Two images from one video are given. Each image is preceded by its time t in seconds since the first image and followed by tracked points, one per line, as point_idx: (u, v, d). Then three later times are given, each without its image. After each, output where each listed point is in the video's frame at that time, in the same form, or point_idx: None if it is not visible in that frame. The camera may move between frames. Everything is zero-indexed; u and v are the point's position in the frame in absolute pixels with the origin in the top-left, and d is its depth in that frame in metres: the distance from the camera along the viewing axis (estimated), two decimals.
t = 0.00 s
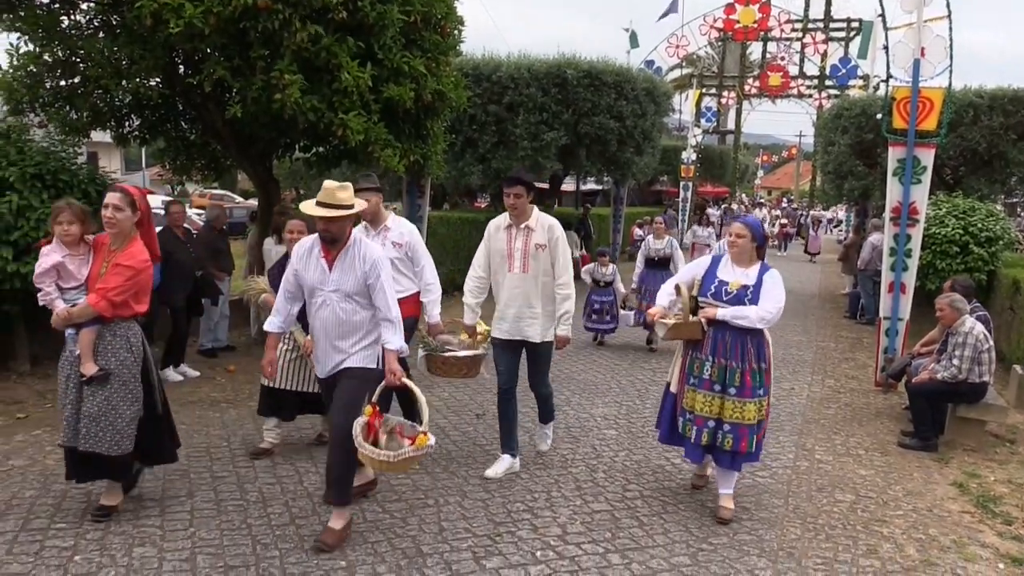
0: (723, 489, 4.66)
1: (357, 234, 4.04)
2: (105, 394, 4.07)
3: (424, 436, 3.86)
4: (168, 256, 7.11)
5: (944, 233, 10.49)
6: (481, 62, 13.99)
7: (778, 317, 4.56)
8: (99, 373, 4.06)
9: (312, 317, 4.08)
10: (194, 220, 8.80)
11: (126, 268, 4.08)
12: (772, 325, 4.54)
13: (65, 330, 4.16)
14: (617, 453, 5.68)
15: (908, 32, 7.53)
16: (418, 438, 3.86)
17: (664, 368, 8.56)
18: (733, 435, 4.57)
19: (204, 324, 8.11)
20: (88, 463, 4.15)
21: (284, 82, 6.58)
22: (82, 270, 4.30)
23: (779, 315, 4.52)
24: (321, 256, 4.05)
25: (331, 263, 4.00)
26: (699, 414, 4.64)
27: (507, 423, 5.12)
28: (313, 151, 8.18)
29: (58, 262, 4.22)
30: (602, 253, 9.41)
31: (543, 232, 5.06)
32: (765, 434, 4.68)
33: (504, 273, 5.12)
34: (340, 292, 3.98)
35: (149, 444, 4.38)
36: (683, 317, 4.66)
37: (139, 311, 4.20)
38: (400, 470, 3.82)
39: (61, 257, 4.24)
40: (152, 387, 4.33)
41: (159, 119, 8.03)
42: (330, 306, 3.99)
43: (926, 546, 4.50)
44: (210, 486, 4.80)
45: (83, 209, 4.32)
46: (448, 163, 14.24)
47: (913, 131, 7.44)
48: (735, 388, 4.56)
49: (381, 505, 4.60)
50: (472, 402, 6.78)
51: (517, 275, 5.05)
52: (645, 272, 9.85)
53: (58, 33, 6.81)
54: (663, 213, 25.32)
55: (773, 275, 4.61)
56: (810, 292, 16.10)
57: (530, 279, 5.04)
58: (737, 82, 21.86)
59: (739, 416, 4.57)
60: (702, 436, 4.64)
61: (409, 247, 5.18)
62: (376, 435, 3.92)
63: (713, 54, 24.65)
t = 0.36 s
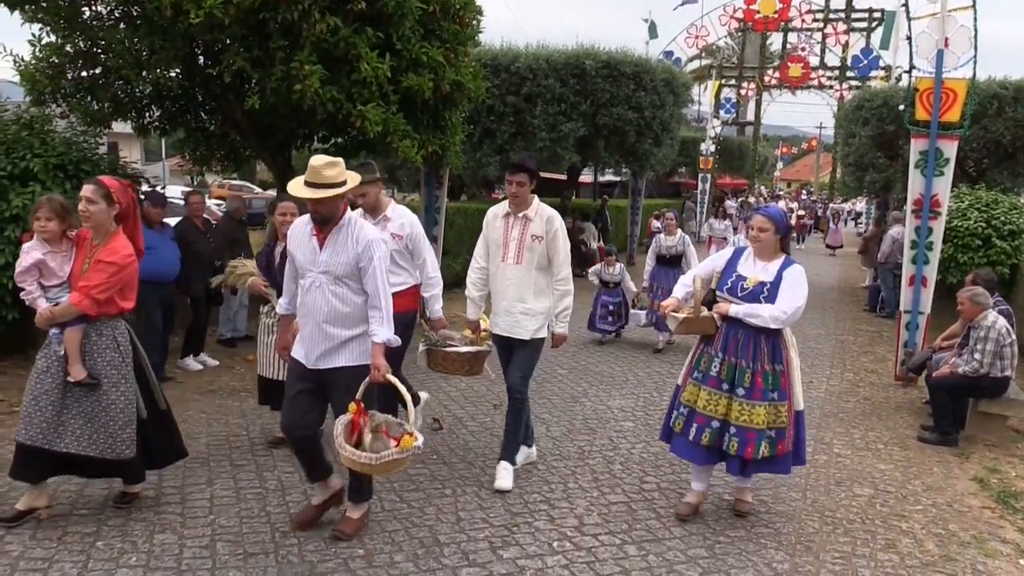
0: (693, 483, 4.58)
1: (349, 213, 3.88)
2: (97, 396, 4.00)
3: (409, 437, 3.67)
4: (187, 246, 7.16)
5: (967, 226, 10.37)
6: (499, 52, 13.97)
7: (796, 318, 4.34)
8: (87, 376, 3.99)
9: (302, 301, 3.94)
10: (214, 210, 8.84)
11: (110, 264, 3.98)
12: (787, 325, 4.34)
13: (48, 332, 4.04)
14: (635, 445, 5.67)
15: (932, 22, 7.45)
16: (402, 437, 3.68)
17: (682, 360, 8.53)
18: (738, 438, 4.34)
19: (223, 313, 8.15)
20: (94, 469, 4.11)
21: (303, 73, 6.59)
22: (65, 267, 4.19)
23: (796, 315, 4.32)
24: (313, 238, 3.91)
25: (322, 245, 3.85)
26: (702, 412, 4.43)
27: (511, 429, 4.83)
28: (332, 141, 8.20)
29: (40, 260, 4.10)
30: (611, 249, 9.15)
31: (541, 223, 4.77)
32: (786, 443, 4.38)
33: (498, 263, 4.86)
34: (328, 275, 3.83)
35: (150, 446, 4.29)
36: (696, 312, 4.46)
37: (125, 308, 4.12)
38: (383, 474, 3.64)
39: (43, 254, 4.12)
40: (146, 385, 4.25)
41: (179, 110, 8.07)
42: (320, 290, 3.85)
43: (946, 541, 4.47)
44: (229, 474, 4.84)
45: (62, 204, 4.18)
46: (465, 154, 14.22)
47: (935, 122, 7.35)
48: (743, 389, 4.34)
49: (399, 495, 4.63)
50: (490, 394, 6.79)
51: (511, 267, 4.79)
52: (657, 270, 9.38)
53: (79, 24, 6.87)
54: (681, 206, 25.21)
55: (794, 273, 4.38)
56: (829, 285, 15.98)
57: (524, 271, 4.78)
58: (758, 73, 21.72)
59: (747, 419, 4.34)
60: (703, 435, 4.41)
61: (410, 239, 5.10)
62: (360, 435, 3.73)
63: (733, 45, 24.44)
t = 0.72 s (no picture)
0: (700, 494, 4.34)
1: (298, 212, 3.68)
2: (54, 387, 3.88)
3: (383, 445, 3.65)
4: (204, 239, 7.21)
5: (987, 218, 10.25)
6: (515, 44, 13.94)
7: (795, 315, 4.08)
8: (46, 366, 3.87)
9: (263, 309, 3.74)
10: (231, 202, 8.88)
11: (78, 247, 3.83)
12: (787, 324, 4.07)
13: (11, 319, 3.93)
14: (651, 437, 5.66)
15: (953, 11, 7.34)
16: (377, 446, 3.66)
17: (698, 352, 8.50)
18: (740, 446, 4.13)
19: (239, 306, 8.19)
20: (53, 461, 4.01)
21: (320, 64, 6.60)
22: (26, 251, 3.99)
23: (794, 312, 4.05)
24: (265, 242, 3.70)
25: (276, 249, 3.65)
26: (703, 421, 4.21)
27: (487, 437, 4.59)
28: (348, 133, 8.21)
29: None
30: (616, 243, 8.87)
31: (533, 226, 4.55)
32: (789, 449, 4.19)
33: (488, 262, 4.68)
34: (286, 279, 3.65)
35: (105, 438, 4.14)
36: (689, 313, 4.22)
37: (93, 294, 3.99)
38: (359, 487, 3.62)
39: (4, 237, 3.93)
40: (108, 378, 4.11)
41: (196, 103, 8.10)
42: (280, 297, 3.67)
43: (964, 535, 4.44)
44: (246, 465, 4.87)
45: (23, 183, 3.99)
46: (481, 147, 14.20)
47: (956, 113, 7.26)
48: (743, 395, 4.12)
49: (416, 485, 4.65)
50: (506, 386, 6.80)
51: (499, 268, 4.60)
52: (665, 262, 9.34)
53: (97, 17, 6.91)
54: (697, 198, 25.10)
55: (790, 268, 4.14)
56: (847, 277, 15.88)
57: (513, 273, 4.57)
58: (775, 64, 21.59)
59: (748, 426, 4.12)
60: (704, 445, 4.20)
61: (410, 230, 4.83)
62: (328, 450, 3.71)
63: (751, 36, 24.29)
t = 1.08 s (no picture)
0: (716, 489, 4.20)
1: (264, 189, 3.44)
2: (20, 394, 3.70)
3: (347, 442, 3.18)
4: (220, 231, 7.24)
5: (1008, 209, 10.13)
6: (530, 35, 13.91)
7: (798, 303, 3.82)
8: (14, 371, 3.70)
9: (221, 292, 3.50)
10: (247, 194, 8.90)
11: (51, 247, 3.69)
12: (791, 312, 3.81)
13: None
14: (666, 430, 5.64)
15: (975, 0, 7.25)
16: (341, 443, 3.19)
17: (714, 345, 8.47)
18: (742, 443, 3.85)
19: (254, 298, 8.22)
20: None
21: (334, 57, 6.60)
22: None
23: (799, 299, 3.79)
24: (226, 221, 3.46)
25: (236, 228, 3.41)
26: (703, 418, 3.93)
27: (501, 433, 4.49)
28: (363, 126, 8.21)
29: None
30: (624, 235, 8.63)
31: (521, 204, 4.23)
32: (787, 447, 3.90)
33: (478, 251, 4.33)
34: (246, 261, 3.41)
35: (62, 439, 4.02)
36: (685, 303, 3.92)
37: (66, 296, 3.84)
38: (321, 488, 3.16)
39: None
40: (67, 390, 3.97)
41: (212, 96, 8.12)
42: (238, 279, 3.42)
43: (983, 529, 4.40)
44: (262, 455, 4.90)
45: None
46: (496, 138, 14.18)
47: (977, 103, 7.18)
48: (745, 387, 3.84)
49: (431, 476, 4.66)
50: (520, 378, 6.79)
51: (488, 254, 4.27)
52: (670, 256, 9.09)
53: (114, 10, 6.95)
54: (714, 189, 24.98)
55: (793, 253, 3.86)
56: (864, 269, 15.75)
57: (505, 259, 4.23)
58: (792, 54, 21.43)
59: (751, 421, 3.84)
60: (705, 443, 3.93)
61: (393, 223, 4.65)
62: (287, 445, 3.27)
63: (767, 26, 24.10)
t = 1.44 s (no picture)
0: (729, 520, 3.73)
1: (230, 185, 3.13)
2: None
3: (304, 475, 3.02)
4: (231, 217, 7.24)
5: None
6: (541, 22, 13.90)
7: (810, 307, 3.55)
8: None
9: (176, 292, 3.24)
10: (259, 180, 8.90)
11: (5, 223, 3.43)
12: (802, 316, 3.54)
13: None
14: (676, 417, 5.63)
15: None
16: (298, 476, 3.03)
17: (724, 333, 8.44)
18: (749, 457, 3.57)
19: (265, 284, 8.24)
20: None
21: (345, 44, 6.57)
22: None
23: (811, 303, 3.52)
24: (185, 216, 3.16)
25: (195, 227, 3.12)
26: (706, 430, 3.64)
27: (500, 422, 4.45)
28: (373, 113, 8.19)
29: None
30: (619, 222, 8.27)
31: (498, 198, 3.99)
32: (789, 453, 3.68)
33: (453, 248, 4.10)
34: (201, 264, 3.13)
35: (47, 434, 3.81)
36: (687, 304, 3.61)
37: (24, 280, 3.57)
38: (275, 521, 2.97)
39: None
40: (49, 372, 3.74)
41: (224, 82, 8.11)
42: (194, 282, 3.15)
43: (996, 519, 4.38)
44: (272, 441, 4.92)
45: None
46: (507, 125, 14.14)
47: (993, 90, 7.08)
48: (752, 397, 3.55)
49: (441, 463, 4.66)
50: (530, 365, 6.79)
51: (469, 251, 4.03)
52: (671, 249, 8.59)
53: None
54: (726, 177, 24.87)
55: (805, 252, 3.59)
56: (877, 258, 15.64)
57: (484, 257, 4.02)
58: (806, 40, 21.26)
59: (758, 434, 3.56)
60: (709, 455, 3.65)
61: (366, 204, 4.30)
62: (240, 471, 3.06)
63: (781, 13, 23.92)
